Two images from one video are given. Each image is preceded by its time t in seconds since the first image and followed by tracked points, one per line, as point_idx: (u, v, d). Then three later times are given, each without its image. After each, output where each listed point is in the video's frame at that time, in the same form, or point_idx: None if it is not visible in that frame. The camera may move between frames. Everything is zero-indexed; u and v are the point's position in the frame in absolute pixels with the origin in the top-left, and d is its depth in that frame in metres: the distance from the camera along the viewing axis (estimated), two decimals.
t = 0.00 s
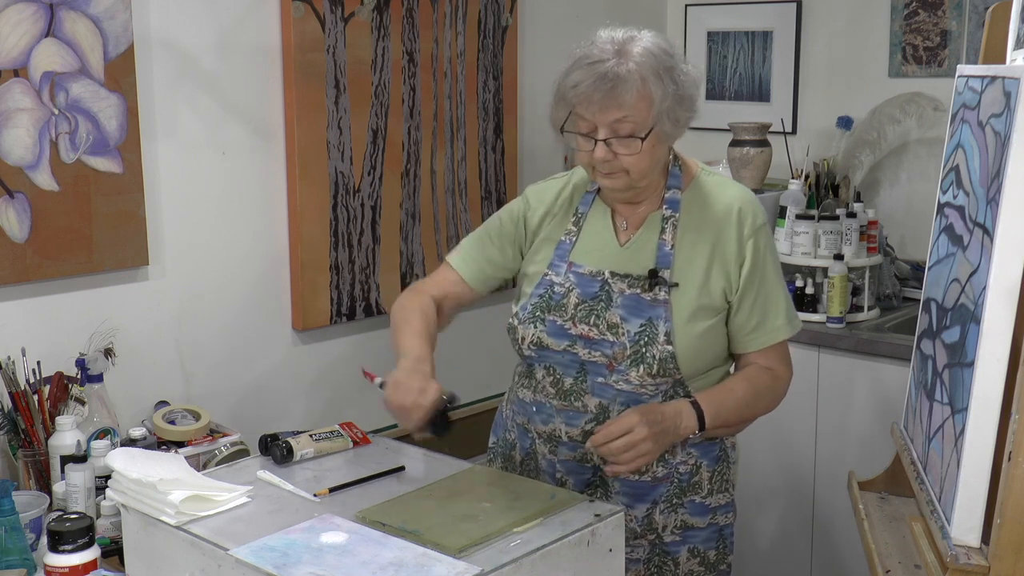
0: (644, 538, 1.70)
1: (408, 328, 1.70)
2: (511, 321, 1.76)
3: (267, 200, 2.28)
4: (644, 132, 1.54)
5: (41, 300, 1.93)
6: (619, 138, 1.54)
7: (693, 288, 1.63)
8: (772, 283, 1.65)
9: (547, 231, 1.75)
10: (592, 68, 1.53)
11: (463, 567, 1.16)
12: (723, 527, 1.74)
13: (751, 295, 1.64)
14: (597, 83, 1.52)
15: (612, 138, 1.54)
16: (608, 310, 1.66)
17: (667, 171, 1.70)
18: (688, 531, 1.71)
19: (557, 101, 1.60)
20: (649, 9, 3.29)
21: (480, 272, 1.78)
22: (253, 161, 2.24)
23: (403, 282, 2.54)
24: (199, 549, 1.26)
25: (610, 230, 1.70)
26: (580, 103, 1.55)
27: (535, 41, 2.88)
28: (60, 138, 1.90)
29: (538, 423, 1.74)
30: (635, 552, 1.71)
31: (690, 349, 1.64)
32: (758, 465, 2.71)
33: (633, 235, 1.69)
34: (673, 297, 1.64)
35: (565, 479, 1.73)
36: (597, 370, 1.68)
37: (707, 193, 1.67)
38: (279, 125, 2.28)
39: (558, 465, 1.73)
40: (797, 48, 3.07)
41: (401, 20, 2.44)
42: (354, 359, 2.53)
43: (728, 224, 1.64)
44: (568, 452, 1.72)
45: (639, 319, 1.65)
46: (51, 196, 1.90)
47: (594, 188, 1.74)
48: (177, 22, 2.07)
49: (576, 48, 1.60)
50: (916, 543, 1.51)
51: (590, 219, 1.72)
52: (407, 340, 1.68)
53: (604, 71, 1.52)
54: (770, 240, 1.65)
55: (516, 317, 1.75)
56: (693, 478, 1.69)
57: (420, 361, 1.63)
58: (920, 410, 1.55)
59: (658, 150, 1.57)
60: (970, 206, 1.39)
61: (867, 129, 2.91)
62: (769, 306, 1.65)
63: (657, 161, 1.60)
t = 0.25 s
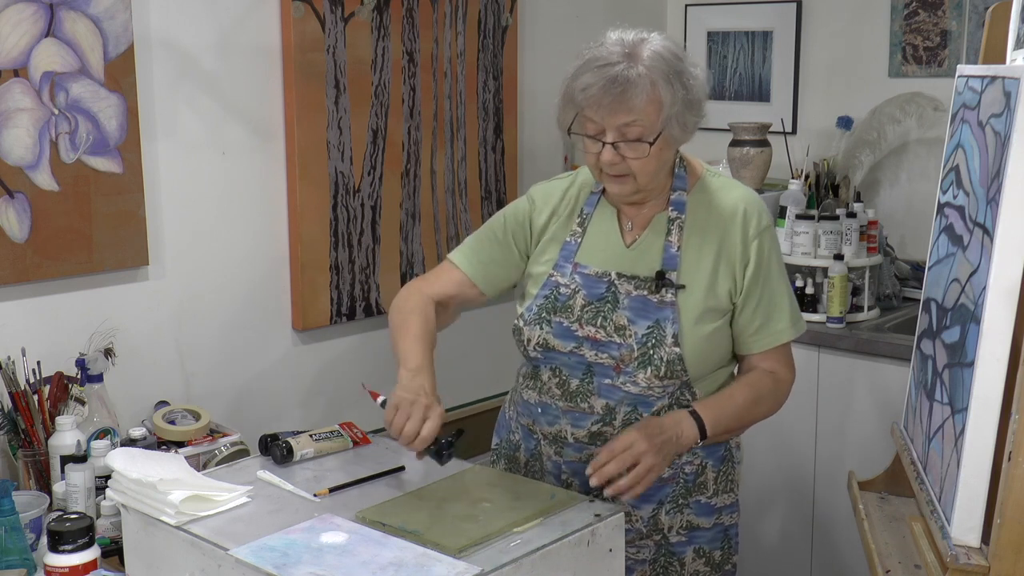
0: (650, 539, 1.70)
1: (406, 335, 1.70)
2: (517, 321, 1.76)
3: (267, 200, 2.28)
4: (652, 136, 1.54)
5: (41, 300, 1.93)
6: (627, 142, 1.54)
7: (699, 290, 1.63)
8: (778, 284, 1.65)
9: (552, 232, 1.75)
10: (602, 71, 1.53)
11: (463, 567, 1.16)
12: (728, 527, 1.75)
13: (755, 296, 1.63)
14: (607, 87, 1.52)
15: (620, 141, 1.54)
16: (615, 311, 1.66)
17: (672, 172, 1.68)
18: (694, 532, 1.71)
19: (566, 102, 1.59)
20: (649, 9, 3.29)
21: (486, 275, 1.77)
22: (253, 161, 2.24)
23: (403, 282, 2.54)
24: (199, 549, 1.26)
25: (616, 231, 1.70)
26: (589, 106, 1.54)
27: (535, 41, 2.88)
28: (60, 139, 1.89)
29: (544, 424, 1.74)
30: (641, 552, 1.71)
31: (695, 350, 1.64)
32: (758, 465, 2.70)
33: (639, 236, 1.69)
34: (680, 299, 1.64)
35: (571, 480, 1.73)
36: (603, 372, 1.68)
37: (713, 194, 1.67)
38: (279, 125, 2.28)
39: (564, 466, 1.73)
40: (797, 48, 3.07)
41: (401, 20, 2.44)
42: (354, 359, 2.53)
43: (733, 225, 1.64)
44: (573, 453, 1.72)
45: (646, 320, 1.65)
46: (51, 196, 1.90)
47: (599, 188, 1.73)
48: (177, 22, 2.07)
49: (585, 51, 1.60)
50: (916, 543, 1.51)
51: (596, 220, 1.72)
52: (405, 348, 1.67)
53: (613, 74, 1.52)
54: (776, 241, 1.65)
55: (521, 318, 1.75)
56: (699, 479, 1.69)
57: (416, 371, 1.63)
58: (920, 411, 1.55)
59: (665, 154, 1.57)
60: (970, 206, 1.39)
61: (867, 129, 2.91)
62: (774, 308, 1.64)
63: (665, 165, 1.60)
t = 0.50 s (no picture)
0: (652, 539, 1.70)
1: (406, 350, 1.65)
2: (522, 321, 1.75)
3: (267, 200, 2.28)
4: (658, 140, 1.54)
5: (41, 300, 1.93)
6: (633, 145, 1.54)
7: (703, 292, 1.63)
8: (781, 286, 1.64)
9: (556, 233, 1.75)
10: (611, 74, 1.52)
11: (463, 567, 1.16)
12: (730, 528, 1.75)
13: (758, 297, 1.63)
14: (615, 90, 1.51)
15: (627, 144, 1.54)
16: (618, 313, 1.67)
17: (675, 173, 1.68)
18: (696, 532, 1.72)
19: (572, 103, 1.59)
20: (649, 9, 3.29)
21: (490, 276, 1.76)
22: (253, 161, 2.24)
23: (403, 282, 2.54)
24: (199, 549, 1.26)
25: (619, 231, 1.70)
26: (596, 108, 1.54)
27: (535, 41, 2.88)
28: (60, 139, 1.89)
29: (547, 424, 1.75)
30: (644, 552, 1.71)
31: (699, 352, 1.64)
32: (759, 466, 2.70)
33: (643, 237, 1.69)
34: (683, 301, 1.64)
35: (573, 480, 1.74)
36: (607, 374, 1.68)
37: (716, 196, 1.67)
38: (279, 125, 2.28)
39: (567, 467, 1.74)
40: (797, 48, 3.07)
41: (401, 20, 2.44)
42: (354, 359, 2.53)
43: (737, 227, 1.64)
44: (576, 453, 1.72)
45: (649, 322, 1.64)
46: (51, 196, 1.90)
47: (603, 189, 1.73)
48: (177, 22, 2.07)
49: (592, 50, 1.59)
50: (916, 543, 1.51)
51: (600, 221, 1.71)
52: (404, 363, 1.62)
53: (621, 77, 1.51)
54: (779, 242, 1.65)
55: (524, 319, 1.75)
56: (701, 479, 1.70)
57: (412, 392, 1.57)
58: (920, 411, 1.55)
59: (671, 158, 1.57)
60: (970, 206, 1.39)
61: (867, 130, 2.91)
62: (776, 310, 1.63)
63: (670, 168, 1.60)
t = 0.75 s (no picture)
0: (653, 539, 1.70)
1: (404, 358, 1.64)
2: (523, 322, 1.75)
3: (267, 200, 2.28)
4: (664, 145, 1.54)
5: (41, 300, 1.93)
6: (639, 149, 1.54)
7: (706, 294, 1.63)
8: (781, 287, 1.65)
9: (557, 233, 1.75)
10: (620, 77, 1.51)
11: (462, 567, 1.16)
12: (730, 528, 1.75)
13: (760, 298, 1.64)
14: (624, 93, 1.51)
15: (633, 147, 1.54)
16: (620, 314, 1.66)
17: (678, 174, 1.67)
18: (697, 533, 1.72)
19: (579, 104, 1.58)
20: (649, 9, 3.29)
21: (492, 277, 1.76)
22: (253, 160, 2.24)
23: (403, 282, 2.54)
24: (199, 549, 1.26)
25: (621, 232, 1.69)
26: (604, 111, 1.54)
27: (535, 41, 2.88)
28: (60, 138, 1.89)
29: (547, 424, 1.75)
30: (644, 552, 1.71)
31: (701, 353, 1.64)
32: (759, 466, 2.70)
33: (645, 238, 1.69)
34: (685, 302, 1.64)
35: (573, 480, 1.74)
36: (607, 374, 1.68)
37: (717, 197, 1.67)
38: (279, 126, 2.28)
39: (566, 467, 1.74)
40: (797, 48, 3.07)
41: (401, 20, 2.44)
42: (354, 359, 2.53)
43: (739, 228, 1.64)
44: (576, 454, 1.72)
45: (651, 323, 1.64)
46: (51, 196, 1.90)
47: (606, 190, 1.72)
48: (177, 23, 2.07)
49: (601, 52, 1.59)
50: (916, 543, 1.51)
51: (601, 221, 1.71)
52: (401, 372, 1.61)
53: (630, 81, 1.50)
54: (780, 244, 1.65)
55: (524, 320, 1.75)
56: (701, 479, 1.70)
57: (408, 403, 1.55)
58: (920, 410, 1.55)
59: (675, 163, 1.57)
60: (970, 206, 1.39)
61: (867, 130, 2.88)
62: (777, 312, 1.64)
63: (674, 172, 1.60)
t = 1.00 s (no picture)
0: (652, 539, 1.70)
1: (405, 356, 1.63)
2: (523, 322, 1.75)
3: (267, 199, 2.28)
4: (669, 148, 1.54)
5: (41, 300, 1.93)
6: (644, 151, 1.54)
7: (707, 294, 1.63)
8: (782, 289, 1.65)
9: (558, 233, 1.75)
10: (628, 79, 1.51)
11: (462, 567, 1.16)
12: (729, 529, 1.75)
13: (761, 299, 1.64)
14: (631, 95, 1.51)
15: (637, 149, 1.54)
16: (620, 314, 1.66)
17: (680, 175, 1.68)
18: (696, 533, 1.72)
19: (585, 103, 1.58)
20: (649, 9, 3.29)
21: (493, 274, 1.76)
22: (253, 160, 2.24)
23: (403, 282, 2.54)
24: (199, 549, 1.26)
25: (622, 233, 1.69)
26: (609, 111, 1.53)
27: (535, 41, 2.88)
28: (60, 138, 1.89)
29: (546, 424, 1.75)
30: (644, 553, 1.71)
31: (702, 355, 1.64)
32: (759, 466, 2.70)
33: (646, 239, 1.69)
34: (686, 303, 1.64)
35: (573, 481, 1.74)
36: (608, 375, 1.68)
37: (719, 199, 1.67)
38: (279, 126, 2.28)
39: (566, 467, 1.74)
40: (797, 48, 3.07)
41: (401, 20, 2.44)
42: (353, 359, 2.53)
43: (741, 230, 1.64)
44: (576, 454, 1.72)
45: (652, 324, 1.64)
46: (51, 196, 1.90)
47: (607, 191, 1.73)
48: (177, 23, 2.07)
49: (609, 52, 1.59)
50: (915, 543, 1.51)
51: (603, 222, 1.71)
52: (402, 370, 1.61)
53: (639, 83, 1.50)
54: (781, 246, 1.66)
55: (524, 320, 1.75)
56: (701, 480, 1.70)
57: (411, 403, 1.55)
58: (920, 411, 1.55)
59: (679, 166, 1.58)
60: (970, 206, 1.39)
61: (867, 130, 2.88)
62: (778, 313, 1.64)
63: (677, 175, 1.60)
